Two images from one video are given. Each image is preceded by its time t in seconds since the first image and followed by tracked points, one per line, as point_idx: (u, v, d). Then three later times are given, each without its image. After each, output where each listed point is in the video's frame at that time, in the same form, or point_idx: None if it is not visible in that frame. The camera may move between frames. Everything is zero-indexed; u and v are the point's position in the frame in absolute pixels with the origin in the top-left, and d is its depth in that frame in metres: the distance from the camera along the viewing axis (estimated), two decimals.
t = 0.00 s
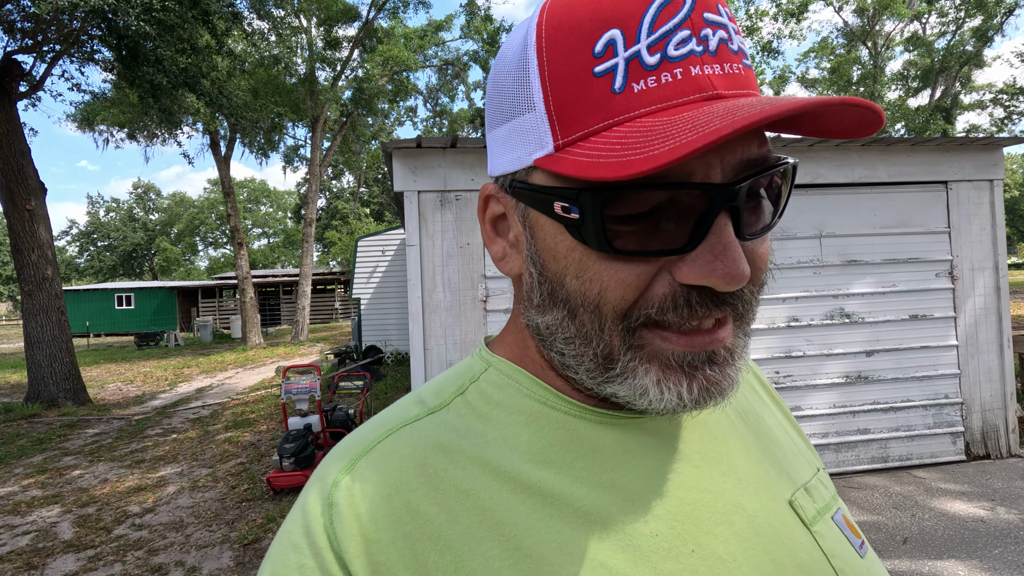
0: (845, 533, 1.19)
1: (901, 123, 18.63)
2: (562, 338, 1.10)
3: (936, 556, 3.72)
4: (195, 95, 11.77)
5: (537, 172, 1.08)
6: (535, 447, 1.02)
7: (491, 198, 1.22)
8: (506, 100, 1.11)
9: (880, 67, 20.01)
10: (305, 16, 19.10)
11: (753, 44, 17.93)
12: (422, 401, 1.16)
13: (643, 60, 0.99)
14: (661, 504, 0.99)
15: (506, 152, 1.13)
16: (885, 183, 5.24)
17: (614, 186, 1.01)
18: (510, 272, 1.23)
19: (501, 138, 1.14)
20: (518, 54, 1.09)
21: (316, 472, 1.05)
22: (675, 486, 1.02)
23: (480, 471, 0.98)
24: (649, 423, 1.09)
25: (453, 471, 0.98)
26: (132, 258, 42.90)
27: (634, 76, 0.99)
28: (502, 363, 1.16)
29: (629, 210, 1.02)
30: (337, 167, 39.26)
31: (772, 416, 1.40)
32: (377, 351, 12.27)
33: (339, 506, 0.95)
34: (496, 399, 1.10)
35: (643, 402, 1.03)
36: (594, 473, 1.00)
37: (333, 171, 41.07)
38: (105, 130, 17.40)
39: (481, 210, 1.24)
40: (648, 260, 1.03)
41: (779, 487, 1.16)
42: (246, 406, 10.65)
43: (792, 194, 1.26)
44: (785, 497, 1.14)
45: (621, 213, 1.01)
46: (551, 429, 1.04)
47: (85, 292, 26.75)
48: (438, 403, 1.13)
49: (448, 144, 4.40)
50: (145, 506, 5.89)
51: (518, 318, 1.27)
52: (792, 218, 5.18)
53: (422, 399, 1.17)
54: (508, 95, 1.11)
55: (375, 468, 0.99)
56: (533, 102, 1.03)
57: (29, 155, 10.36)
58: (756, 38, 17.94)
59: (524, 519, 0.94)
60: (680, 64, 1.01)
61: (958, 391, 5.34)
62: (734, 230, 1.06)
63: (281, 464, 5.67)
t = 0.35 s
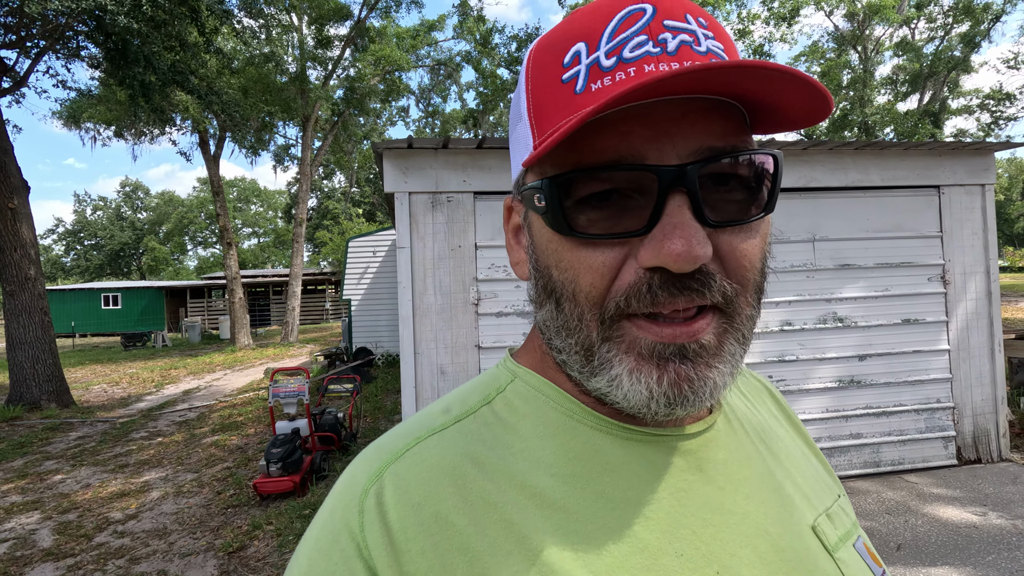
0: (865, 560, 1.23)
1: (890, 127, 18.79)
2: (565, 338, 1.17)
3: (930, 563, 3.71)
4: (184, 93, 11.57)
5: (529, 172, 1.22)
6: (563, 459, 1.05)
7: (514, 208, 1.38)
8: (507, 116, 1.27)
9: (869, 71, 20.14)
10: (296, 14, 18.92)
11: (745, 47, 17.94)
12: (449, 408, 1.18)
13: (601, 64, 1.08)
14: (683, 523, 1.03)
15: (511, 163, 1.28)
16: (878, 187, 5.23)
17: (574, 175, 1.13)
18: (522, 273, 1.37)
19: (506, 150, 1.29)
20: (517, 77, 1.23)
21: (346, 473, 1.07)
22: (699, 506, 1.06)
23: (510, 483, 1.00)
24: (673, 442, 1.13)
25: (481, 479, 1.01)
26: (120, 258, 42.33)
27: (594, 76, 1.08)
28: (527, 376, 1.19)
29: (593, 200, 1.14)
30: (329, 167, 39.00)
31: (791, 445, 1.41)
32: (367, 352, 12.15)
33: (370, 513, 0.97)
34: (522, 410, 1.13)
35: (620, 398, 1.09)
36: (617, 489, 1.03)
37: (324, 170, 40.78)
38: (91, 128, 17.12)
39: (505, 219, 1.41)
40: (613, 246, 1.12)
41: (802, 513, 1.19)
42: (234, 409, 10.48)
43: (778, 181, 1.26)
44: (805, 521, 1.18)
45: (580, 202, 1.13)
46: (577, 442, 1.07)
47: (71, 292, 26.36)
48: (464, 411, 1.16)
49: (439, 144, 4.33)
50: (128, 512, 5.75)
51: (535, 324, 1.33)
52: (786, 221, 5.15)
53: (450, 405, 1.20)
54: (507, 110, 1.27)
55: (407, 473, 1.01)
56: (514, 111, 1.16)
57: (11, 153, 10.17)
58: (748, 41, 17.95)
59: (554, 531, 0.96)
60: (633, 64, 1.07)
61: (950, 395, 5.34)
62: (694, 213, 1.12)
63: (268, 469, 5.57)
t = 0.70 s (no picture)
0: None
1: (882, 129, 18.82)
2: (607, 356, 1.17)
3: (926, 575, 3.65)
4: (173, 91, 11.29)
5: (580, 197, 1.20)
6: (585, 474, 1.09)
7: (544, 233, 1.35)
8: (557, 150, 1.27)
9: (862, 74, 20.14)
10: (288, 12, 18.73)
11: (739, 48, 17.86)
12: (473, 422, 1.22)
13: (660, 103, 1.11)
14: (699, 538, 1.05)
15: (558, 188, 1.26)
16: (873, 192, 5.18)
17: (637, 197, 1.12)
18: (557, 296, 1.34)
19: (553, 179, 1.27)
20: (567, 114, 1.25)
21: (378, 474, 1.11)
22: (712, 520, 1.08)
23: (532, 493, 1.05)
24: (691, 463, 1.15)
25: (507, 490, 1.05)
26: (109, 257, 41.85)
27: (654, 112, 1.10)
28: (550, 395, 1.21)
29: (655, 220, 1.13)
30: (321, 166, 38.74)
31: (792, 469, 1.42)
32: (358, 354, 12.01)
33: (403, 514, 1.01)
34: (543, 424, 1.16)
35: (673, 403, 1.10)
36: (637, 504, 1.06)
37: (317, 170, 40.50)
38: (79, 126, 16.87)
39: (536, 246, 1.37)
40: (671, 263, 1.11)
41: (806, 537, 1.18)
42: (221, 412, 10.32)
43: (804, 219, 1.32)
44: (815, 538, 1.19)
45: (641, 220, 1.11)
46: (596, 456, 1.11)
47: (58, 292, 26.02)
48: (488, 425, 1.19)
49: (429, 146, 4.23)
50: (108, 521, 5.60)
51: (563, 344, 1.33)
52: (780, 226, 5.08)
53: (473, 419, 1.24)
54: (558, 143, 1.26)
55: (439, 480, 1.06)
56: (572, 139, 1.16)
57: None
58: (742, 43, 17.88)
59: (575, 540, 1.00)
60: (692, 104, 1.11)
61: (944, 401, 5.30)
62: (745, 237, 1.15)
63: (253, 477, 5.43)
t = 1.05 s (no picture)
0: None
1: (875, 132, 18.87)
2: (601, 404, 1.13)
3: None
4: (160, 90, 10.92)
5: (565, 260, 1.17)
6: (605, 496, 1.03)
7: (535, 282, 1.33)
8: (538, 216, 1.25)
9: (855, 76, 20.18)
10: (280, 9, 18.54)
11: (734, 50, 17.82)
12: (491, 443, 1.14)
13: (630, 171, 1.12)
14: (713, 561, 1.02)
15: (543, 251, 1.24)
16: (868, 196, 5.13)
17: (619, 262, 1.10)
18: (553, 342, 1.30)
19: (536, 244, 1.25)
20: (544, 179, 1.24)
21: (398, 498, 1.03)
22: (720, 547, 1.05)
23: (556, 517, 0.98)
24: (698, 489, 1.11)
25: (528, 513, 0.99)
26: (99, 255, 41.36)
27: (625, 182, 1.11)
28: (564, 419, 1.14)
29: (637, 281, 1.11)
30: (314, 165, 38.48)
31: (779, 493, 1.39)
32: (349, 356, 11.87)
33: (432, 532, 0.94)
34: (560, 446, 1.09)
35: (674, 448, 1.08)
36: (656, 527, 1.01)
37: (310, 168, 40.21)
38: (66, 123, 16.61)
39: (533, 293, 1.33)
40: (656, 324, 1.10)
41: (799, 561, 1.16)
42: (209, 415, 10.15)
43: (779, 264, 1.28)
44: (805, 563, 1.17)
45: (625, 285, 1.09)
46: (615, 483, 1.05)
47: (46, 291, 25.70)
48: (505, 447, 1.11)
49: (416, 147, 4.13)
50: (88, 529, 5.45)
51: (558, 380, 1.28)
52: (774, 229, 5.00)
53: (491, 440, 1.16)
54: (538, 211, 1.25)
55: (462, 500, 0.99)
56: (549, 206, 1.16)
57: None
58: (736, 44, 17.84)
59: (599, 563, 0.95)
60: (659, 171, 1.12)
61: (938, 407, 5.25)
62: (722, 295, 1.13)
63: (237, 484, 5.30)
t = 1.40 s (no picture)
0: None
1: (871, 133, 18.89)
2: (588, 415, 1.07)
3: None
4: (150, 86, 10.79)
5: (567, 263, 1.12)
6: (582, 508, 0.96)
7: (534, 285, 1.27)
8: (546, 218, 1.20)
9: (852, 78, 20.21)
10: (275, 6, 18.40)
11: (730, 50, 17.79)
12: (467, 451, 1.05)
13: (643, 182, 1.06)
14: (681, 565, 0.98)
15: (545, 254, 1.19)
16: (862, 197, 5.09)
17: (618, 272, 1.06)
18: (546, 349, 1.24)
19: (541, 245, 1.20)
20: (556, 181, 1.19)
21: (369, 507, 0.94)
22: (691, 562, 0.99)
23: (532, 529, 0.91)
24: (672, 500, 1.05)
25: (505, 523, 0.91)
26: (94, 253, 41.09)
27: (637, 192, 1.06)
28: (542, 428, 1.05)
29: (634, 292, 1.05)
30: (310, 164, 38.32)
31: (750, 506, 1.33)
32: (342, 356, 11.79)
33: (407, 540, 0.86)
34: (537, 455, 1.02)
35: (647, 472, 1.01)
36: (632, 537, 0.96)
37: (306, 166, 40.03)
38: (58, 120, 16.46)
39: (531, 296, 1.27)
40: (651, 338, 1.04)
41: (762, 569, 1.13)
42: (200, 415, 10.06)
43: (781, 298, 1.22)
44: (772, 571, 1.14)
45: (625, 296, 1.04)
46: (591, 494, 0.98)
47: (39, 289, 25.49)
48: (480, 455, 1.03)
49: (406, 145, 4.07)
50: (73, 532, 5.37)
51: (549, 386, 1.22)
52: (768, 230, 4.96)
53: (465, 450, 1.06)
54: (547, 211, 1.20)
55: (441, 508, 0.91)
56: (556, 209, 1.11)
57: None
58: (733, 44, 17.82)
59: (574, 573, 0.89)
60: (673, 186, 1.06)
61: (932, 410, 5.22)
62: (720, 318, 1.07)
63: (224, 486, 5.22)
